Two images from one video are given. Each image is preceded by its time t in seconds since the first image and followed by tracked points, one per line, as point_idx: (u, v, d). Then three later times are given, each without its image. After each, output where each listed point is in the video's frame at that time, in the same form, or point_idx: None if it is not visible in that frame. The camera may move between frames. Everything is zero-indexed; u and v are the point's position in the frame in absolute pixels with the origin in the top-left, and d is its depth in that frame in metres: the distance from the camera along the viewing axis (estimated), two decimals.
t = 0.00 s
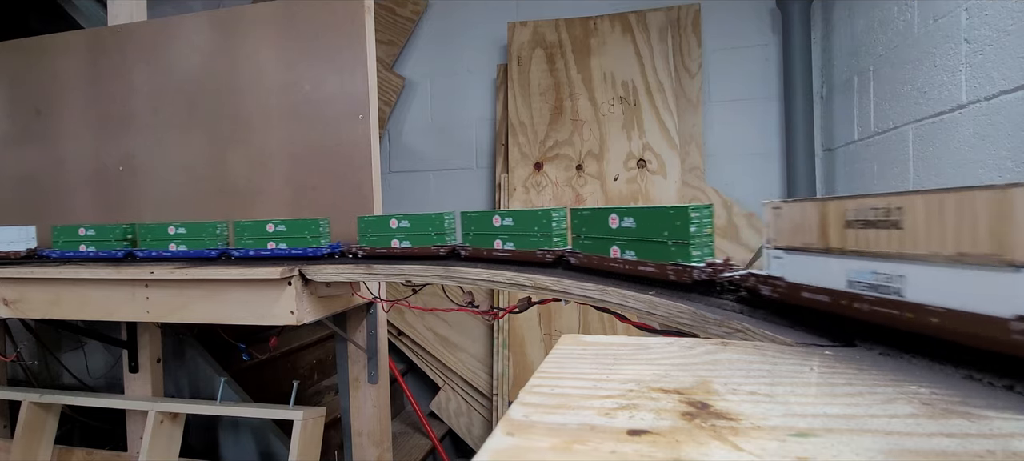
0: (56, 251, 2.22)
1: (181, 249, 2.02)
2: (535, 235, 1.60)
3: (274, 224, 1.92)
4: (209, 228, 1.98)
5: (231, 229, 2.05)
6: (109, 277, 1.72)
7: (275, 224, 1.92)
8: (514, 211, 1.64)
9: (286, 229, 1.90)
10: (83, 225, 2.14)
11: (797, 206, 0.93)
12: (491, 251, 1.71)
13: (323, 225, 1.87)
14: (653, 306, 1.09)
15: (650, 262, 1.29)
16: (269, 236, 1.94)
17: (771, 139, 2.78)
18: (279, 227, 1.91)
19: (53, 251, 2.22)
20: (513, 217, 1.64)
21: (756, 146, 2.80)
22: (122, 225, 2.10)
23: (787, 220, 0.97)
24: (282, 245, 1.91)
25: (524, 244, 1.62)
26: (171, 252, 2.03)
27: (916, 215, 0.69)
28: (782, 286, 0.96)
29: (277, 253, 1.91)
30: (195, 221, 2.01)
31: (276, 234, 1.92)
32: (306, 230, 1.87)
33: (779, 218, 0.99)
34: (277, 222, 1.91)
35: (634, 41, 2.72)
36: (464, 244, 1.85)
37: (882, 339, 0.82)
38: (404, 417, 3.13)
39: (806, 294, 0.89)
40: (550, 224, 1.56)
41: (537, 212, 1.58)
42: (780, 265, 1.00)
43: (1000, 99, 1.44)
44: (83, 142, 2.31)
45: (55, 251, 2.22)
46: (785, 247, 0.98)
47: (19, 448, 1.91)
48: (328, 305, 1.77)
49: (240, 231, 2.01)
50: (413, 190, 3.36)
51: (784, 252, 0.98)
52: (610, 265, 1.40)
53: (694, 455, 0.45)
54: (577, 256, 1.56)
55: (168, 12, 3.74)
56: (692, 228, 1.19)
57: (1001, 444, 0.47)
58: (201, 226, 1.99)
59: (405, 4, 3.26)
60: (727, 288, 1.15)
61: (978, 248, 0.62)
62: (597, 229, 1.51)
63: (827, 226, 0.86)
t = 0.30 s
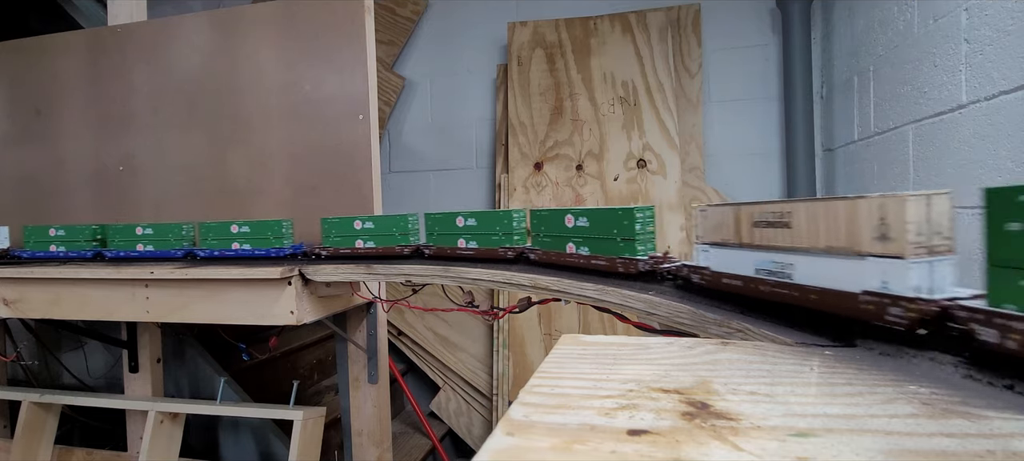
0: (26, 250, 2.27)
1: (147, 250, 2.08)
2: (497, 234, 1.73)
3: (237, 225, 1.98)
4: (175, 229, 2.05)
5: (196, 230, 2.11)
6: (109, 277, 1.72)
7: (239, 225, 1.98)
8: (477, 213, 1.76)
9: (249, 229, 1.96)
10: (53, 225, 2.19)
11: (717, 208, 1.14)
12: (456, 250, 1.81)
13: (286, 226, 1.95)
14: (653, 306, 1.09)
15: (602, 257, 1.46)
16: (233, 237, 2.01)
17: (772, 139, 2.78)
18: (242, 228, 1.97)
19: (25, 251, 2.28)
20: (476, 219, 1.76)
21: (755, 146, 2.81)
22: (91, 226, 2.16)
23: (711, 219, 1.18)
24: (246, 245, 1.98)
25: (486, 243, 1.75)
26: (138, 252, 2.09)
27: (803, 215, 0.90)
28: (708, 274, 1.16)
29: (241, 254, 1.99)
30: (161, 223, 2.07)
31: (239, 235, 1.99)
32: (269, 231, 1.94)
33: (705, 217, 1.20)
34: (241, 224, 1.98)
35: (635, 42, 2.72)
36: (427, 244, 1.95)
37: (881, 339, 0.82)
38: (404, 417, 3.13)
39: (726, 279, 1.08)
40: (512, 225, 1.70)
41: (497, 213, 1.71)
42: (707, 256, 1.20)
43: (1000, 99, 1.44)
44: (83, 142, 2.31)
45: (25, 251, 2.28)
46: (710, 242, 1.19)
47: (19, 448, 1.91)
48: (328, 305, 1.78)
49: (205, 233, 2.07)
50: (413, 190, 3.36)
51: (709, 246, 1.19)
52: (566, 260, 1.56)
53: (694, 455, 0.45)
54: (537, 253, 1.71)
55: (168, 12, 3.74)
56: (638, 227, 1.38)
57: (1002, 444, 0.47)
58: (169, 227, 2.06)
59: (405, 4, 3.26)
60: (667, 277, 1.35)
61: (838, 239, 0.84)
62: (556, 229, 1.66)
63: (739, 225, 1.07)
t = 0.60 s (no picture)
0: None
1: (115, 250, 2.13)
2: (461, 234, 1.78)
3: (203, 226, 2.03)
4: (143, 230, 2.10)
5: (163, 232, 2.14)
6: (109, 277, 1.72)
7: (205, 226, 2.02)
8: (441, 213, 1.78)
9: (214, 230, 2.01)
10: (24, 226, 2.22)
11: (659, 210, 1.34)
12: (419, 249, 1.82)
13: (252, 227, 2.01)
14: (653, 306, 1.09)
15: (558, 253, 1.56)
16: (198, 237, 2.04)
17: (772, 139, 2.78)
18: (208, 229, 2.01)
19: None
20: (439, 219, 1.79)
21: (755, 146, 2.81)
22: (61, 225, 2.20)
23: (655, 218, 1.37)
24: (211, 245, 2.02)
25: (450, 242, 1.79)
26: (106, 252, 2.13)
27: (724, 216, 1.09)
28: (650, 265, 1.33)
29: (205, 253, 2.02)
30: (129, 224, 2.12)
31: (204, 235, 2.03)
32: (235, 232, 1.99)
33: (649, 217, 1.40)
34: (206, 225, 2.02)
35: (634, 41, 2.72)
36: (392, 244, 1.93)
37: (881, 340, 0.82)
38: (404, 417, 3.13)
39: (666, 268, 1.25)
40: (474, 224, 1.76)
41: (461, 214, 1.76)
42: (650, 250, 1.41)
43: (1000, 99, 1.44)
44: (83, 142, 2.31)
45: None
46: (653, 238, 1.39)
47: (19, 448, 1.91)
48: (328, 305, 1.77)
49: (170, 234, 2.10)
50: (412, 190, 3.36)
51: (653, 241, 1.38)
52: (526, 256, 1.65)
53: (694, 455, 0.45)
54: (499, 250, 1.78)
55: (168, 12, 3.74)
56: (589, 225, 1.50)
57: (1002, 444, 0.47)
58: (136, 228, 2.11)
59: (405, 4, 3.27)
60: (615, 269, 1.49)
61: (747, 236, 1.03)
62: (515, 228, 1.74)
63: (676, 225, 1.26)
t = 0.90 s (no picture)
0: None
1: (84, 250, 2.14)
2: (425, 233, 1.79)
3: (169, 227, 2.03)
4: (111, 230, 2.10)
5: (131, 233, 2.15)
6: (109, 277, 1.72)
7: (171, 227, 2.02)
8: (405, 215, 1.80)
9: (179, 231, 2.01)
10: None
11: (610, 210, 1.51)
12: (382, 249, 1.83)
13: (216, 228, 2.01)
14: (653, 306, 1.09)
15: (518, 249, 1.63)
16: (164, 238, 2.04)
17: (772, 139, 2.78)
18: (174, 230, 2.01)
19: None
20: (403, 220, 1.79)
21: (755, 147, 2.81)
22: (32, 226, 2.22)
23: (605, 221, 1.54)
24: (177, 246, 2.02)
25: (414, 242, 1.80)
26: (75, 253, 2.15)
27: (664, 217, 1.28)
28: (600, 258, 1.49)
29: (172, 254, 2.03)
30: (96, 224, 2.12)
31: (170, 236, 2.03)
32: (200, 233, 1.99)
33: (602, 217, 1.57)
34: (173, 225, 2.02)
35: (635, 42, 2.72)
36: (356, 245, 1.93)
37: (881, 339, 0.82)
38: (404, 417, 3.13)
39: (614, 261, 1.41)
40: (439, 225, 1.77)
41: (428, 214, 1.77)
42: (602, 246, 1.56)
43: (1000, 99, 1.44)
44: (83, 142, 2.31)
45: None
46: (603, 234, 1.56)
47: (19, 448, 1.91)
48: (328, 305, 1.78)
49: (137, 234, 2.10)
50: (413, 190, 3.36)
51: (603, 238, 1.55)
52: (490, 255, 1.71)
53: (694, 455, 0.45)
54: (462, 249, 1.81)
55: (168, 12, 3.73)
56: (547, 224, 1.59)
57: (1002, 444, 0.47)
58: (106, 228, 2.11)
59: (405, 4, 3.27)
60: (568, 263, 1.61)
61: (682, 232, 1.23)
62: (475, 227, 1.79)
63: (623, 224, 1.44)
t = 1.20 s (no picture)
0: None
1: (54, 250, 2.19)
2: (389, 234, 1.81)
3: (137, 228, 2.08)
4: (81, 231, 2.14)
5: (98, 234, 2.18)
6: (109, 277, 1.72)
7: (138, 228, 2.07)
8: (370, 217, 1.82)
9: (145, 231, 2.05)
10: None
11: (568, 211, 1.69)
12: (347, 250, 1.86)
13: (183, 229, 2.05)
14: (653, 306, 1.09)
15: (481, 247, 1.73)
16: (130, 239, 2.09)
17: (772, 139, 2.78)
18: (141, 230, 2.06)
19: None
20: (369, 222, 1.82)
21: (755, 147, 2.81)
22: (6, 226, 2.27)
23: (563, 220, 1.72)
24: (144, 246, 2.07)
25: (378, 241, 1.83)
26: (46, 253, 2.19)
27: (612, 217, 1.47)
28: (559, 254, 1.65)
29: (139, 254, 2.07)
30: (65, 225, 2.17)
31: (137, 237, 2.08)
32: (168, 233, 2.04)
33: (559, 217, 1.74)
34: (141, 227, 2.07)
35: (635, 42, 2.72)
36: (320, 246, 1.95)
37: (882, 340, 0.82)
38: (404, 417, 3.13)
39: (569, 257, 1.59)
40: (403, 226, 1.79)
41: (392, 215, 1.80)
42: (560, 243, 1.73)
43: (1000, 99, 1.44)
44: (82, 142, 2.31)
45: None
46: (560, 233, 1.74)
47: (19, 448, 1.91)
48: (328, 305, 1.78)
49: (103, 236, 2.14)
50: (413, 190, 3.36)
51: (560, 236, 1.73)
52: (452, 253, 1.78)
53: (694, 455, 0.45)
54: (426, 248, 1.87)
55: (167, 12, 3.73)
56: (508, 224, 1.68)
57: (1001, 444, 0.47)
58: (75, 229, 2.15)
59: (405, 4, 3.27)
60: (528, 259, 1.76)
61: (628, 231, 1.42)
62: (438, 228, 1.87)
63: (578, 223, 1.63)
